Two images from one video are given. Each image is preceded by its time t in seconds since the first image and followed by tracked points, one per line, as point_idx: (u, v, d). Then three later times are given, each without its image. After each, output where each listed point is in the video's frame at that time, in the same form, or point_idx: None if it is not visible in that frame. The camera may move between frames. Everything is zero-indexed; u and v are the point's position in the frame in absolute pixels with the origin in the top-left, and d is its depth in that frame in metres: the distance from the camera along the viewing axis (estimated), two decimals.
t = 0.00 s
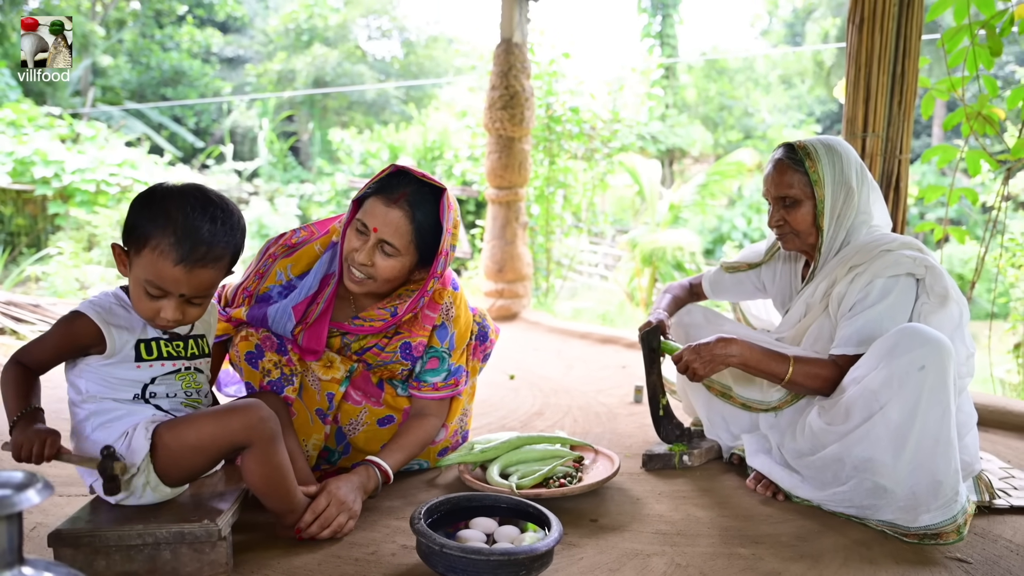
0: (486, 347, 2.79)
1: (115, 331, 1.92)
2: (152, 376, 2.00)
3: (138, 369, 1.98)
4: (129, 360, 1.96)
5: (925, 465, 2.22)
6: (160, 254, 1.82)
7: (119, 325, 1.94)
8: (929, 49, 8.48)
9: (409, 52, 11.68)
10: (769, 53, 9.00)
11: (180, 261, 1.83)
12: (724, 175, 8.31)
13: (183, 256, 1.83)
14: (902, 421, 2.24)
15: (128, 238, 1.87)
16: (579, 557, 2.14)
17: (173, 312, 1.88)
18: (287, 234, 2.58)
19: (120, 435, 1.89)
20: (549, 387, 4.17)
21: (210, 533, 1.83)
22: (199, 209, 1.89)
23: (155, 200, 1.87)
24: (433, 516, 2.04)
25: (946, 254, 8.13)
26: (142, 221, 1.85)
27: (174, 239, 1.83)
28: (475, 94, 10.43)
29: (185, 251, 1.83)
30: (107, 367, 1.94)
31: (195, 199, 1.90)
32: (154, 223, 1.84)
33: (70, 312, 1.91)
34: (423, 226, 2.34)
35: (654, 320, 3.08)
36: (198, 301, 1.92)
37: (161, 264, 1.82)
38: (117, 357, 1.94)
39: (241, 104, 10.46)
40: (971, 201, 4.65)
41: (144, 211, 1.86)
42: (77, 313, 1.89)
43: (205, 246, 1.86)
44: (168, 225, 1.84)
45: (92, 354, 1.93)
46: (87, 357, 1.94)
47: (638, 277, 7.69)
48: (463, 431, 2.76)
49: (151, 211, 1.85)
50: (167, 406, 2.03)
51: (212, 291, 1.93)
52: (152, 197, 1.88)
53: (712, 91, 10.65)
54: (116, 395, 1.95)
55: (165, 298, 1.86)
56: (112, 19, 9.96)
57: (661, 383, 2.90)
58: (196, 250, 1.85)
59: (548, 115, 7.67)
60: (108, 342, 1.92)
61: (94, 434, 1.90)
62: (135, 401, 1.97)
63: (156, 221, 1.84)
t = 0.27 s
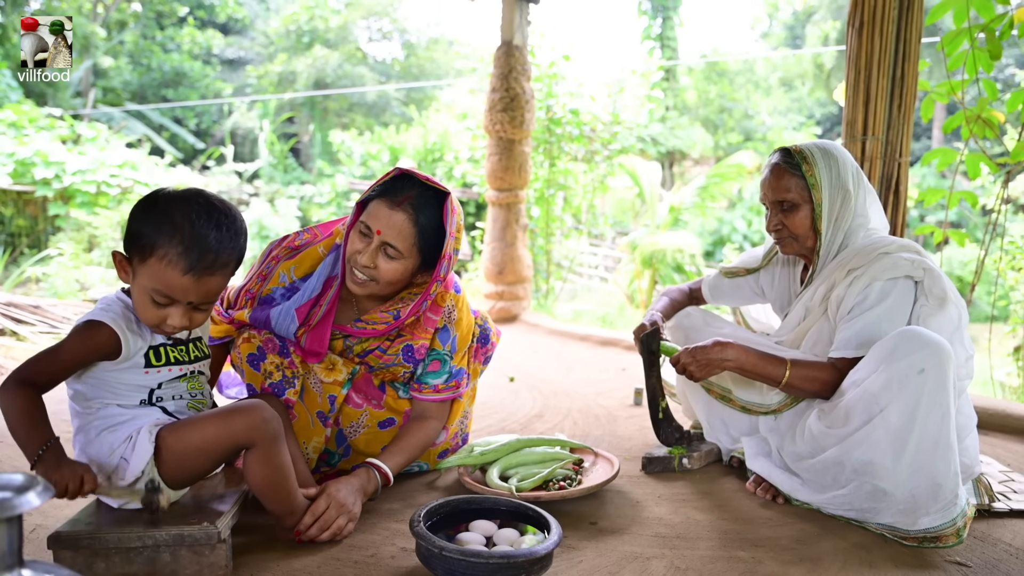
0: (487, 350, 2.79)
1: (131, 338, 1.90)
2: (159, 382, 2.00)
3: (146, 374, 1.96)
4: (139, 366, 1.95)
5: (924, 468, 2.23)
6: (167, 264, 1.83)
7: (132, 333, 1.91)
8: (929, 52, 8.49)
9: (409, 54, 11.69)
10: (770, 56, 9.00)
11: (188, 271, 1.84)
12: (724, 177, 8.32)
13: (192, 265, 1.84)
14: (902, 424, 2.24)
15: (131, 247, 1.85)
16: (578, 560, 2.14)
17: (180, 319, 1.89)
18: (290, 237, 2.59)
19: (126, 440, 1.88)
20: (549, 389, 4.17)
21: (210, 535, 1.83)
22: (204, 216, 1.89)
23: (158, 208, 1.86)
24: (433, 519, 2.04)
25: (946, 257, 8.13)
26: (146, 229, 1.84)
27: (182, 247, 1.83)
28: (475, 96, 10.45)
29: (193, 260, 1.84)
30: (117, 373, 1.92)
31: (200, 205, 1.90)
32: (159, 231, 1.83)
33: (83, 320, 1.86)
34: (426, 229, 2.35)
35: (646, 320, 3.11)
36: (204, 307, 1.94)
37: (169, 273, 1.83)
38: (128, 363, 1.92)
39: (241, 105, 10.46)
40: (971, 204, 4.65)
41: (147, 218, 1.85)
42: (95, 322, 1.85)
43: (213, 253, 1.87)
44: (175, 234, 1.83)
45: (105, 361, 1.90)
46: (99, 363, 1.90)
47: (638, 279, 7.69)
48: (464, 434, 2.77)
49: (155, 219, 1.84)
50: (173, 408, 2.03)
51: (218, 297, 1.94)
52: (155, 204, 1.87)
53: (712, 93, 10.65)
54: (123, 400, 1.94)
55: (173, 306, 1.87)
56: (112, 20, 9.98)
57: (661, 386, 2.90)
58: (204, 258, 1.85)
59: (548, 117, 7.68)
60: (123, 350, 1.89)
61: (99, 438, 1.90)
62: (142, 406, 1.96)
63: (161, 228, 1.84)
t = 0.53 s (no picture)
0: (488, 352, 2.79)
1: (125, 346, 1.90)
2: (155, 387, 1.99)
3: (142, 380, 1.96)
4: (134, 373, 1.94)
5: (922, 469, 2.22)
6: (170, 269, 1.82)
7: (127, 340, 1.91)
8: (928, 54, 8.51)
9: (409, 56, 11.70)
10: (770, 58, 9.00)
11: (192, 275, 1.84)
12: (724, 179, 8.33)
13: (195, 269, 1.84)
14: (900, 426, 2.24)
15: (131, 253, 1.85)
16: (577, 562, 2.14)
17: (185, 322, 1.90)
18: (291, 238, 2.60)
19: (121, 445, 1.88)
20: (548, 391, 4.16)
21: (209, 537, 1.83)
22: (204, 219, 1.89)
23: (157, 212, 1.86)
24: (431, 521, 2.04)
25: (945, 259, 8.14)
26: (146, 233, 1.83)
27: (184, 252, 1.83)
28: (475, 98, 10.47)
29: (197, 264, 1.84)
30: (111, 379, 1.92)
31: (199, 207, 1.90)
32: (161, 235, 1.83)
33: (77, 328, 1.86)
34: (427, 230, 2.35)
35: (637, 321, 3.15)
36: (209, 309, 1.94)
37: (172, 278, 1.83)
38: (122, 370, 1.92)
39: (241, 107, 10.47)
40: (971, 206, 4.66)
41: (146, 222, 1.84)
42: (87, 330, 1.84)
43: (216, 257, 1.87)
44: (176, 238, 1.83)
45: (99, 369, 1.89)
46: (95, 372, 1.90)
47: (637, 281, 7.70)
48: (463, 436, 2.78)
49: (155, 224, 1.84)
50: (170, 412, 2.03)
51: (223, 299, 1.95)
52: (152, 209, 1.86)
53: (712, 95, 10.66)
54: (120, 405, 1.93)
55: (177, 310, 1.87)
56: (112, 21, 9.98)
57: (660, 388, 2.90)
58: (207, 261, 1.85)
59: (548, 120, 7.69)
60: (117, 357, 1.89)
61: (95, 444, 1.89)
62: (139, 410, 1.96)
63: (162, 233, 1.83)
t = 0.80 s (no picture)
0: (488, 353, 2.78)
1: (139, 344, 1.90)
2: (162, 387, 2.00)
3: (151, 380, 1.96)
4: (144, 372, 1.94)
5: (923, 470, 2.22)
6: (181, 266, 1.83)
7: (140, 338, 1.91)
8: (928, 55, 8.52)
9: (409, 57, 11.70)
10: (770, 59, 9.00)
11: (203, 272, 1.84)
12: (724, 180, 8.34)
13: (206, 266, 1.84)
14: (900, 427, 2.24)
15: (141, 251, 1.85)
16: (577, 563, 2.14)
17: (194, 319, 1.89)
18: (291, 238, 2.60)
19: (129, 446, 1.88)
20: (548, 392, 4.16)
21: (209, 537, 1.83)
22: (213, 216, 1.89)
23: (167, 211, 1.85)
24: (431, 522, 2.04)
25: (945, 260, 8.14)
26: (156, 232, 1.83)
27: (195, 250, 1.83)
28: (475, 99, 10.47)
29: (207, 262, 1.84)
30: (121, 379, 1.92)
31: (207, 205, 1.90)
32: (171, 234, 1.83)
33: (89, 327, 1.85)
34: (427, 230, 2.35)
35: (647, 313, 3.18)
36: (216, 307, 1.94)
37: (183, 276, 1.83)
38: (134, 369, 1.92)
39: (241, 108, 10.47)
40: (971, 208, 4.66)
41: (157, 221, 1.84)
42: (103, 329, 1.83)
43: (226, 254, 1.87)
44: (187, 236, 1.83)
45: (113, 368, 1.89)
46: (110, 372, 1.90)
47: (637, 282, 7.70)
48: (463, 437, 2.78)
49: (166, 222, 1.84)
50: (177, 411, 2.04)
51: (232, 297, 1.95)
52: (162, 208, 1.86)
53: (712, 96, 10.65)
54: (127, 405, 1.94)
55: (187, 307, 1.87)
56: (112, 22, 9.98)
57: (661, 389, 2.90)
58: (218, 259, 1.86)
59: (547, 120, 7.69)
60: (132, 356, 1.89)
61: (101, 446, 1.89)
62: (147, 410, 1.97)
63: (173, 231, 1.83)
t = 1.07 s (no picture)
0: (486, 350, 2.80)
1: (130, 347, 1.90)
2: (156, 388, 1.99)
3: (143, 381, 1.96)
4: (135, 374, 1.94)
5: (925, 473, 2.22)
6: (181, 267, 1.83)
7: (131, 341, 1.90)
8: (929, 57, 8.53)
9: (409, 58, 11.71)
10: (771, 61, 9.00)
11: (204, 273, 1.85)
12: (724, 181, 8.34)
13: (207, 267, 1.85)
14: (903, 430, 2.24)
15: (139, 253, 1.84)
16: (578, 565, 2.14)
17: (194, 319, 1.90)
18: (287, 237, 2.60)
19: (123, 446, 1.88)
20: (548, 394, 4.16)
21: (209, 538, 1.83)
22: (211, 217, 1.90)
23: (165, 213, 1.86)
24: (432, 523, 2.04)
25: (946, 261, 8.14)
26: (155, 233, 1.83)
27: (196, 251, 1.84)
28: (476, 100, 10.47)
29: (208, 262, 1.85)
30: (113, 382, 1.91)
31: (205, 206, 1.91)
32: (170, 235, 1.83)
33: (81, 329, 1.85)
34: (436, 221, 2.41)
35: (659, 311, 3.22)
36: (215, 306, 1.95)
37: (184, 277, 1.83)
38: (126, 371, 1.92)
39: (242, 109, 10.48)
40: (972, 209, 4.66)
41: (154, 223, 1.84)
42: (93, 332, 1.84)
43: (225, 255, 1.88)
44: (187, 238, 1.84)
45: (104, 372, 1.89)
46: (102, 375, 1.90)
47: (638, 283, 7.70)
48: (463, 435, 2.77)
49: (165, 224, 1.84)
50: (171, 412, 2.02)
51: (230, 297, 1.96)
52: (160, 210, 1.86)
53: (712, 97, 10.64)
54: (120, 406, 1.93)
55: (187, 308, 1.88)
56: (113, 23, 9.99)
57: (661, 390, 2.90)
58: (218, 259, 1.87)
59: (548, 122, 7.69)
60: (122, 359, 1.89)
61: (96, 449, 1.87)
62: (140, 411, 1.96)
63: (171, 233, 1.83)
